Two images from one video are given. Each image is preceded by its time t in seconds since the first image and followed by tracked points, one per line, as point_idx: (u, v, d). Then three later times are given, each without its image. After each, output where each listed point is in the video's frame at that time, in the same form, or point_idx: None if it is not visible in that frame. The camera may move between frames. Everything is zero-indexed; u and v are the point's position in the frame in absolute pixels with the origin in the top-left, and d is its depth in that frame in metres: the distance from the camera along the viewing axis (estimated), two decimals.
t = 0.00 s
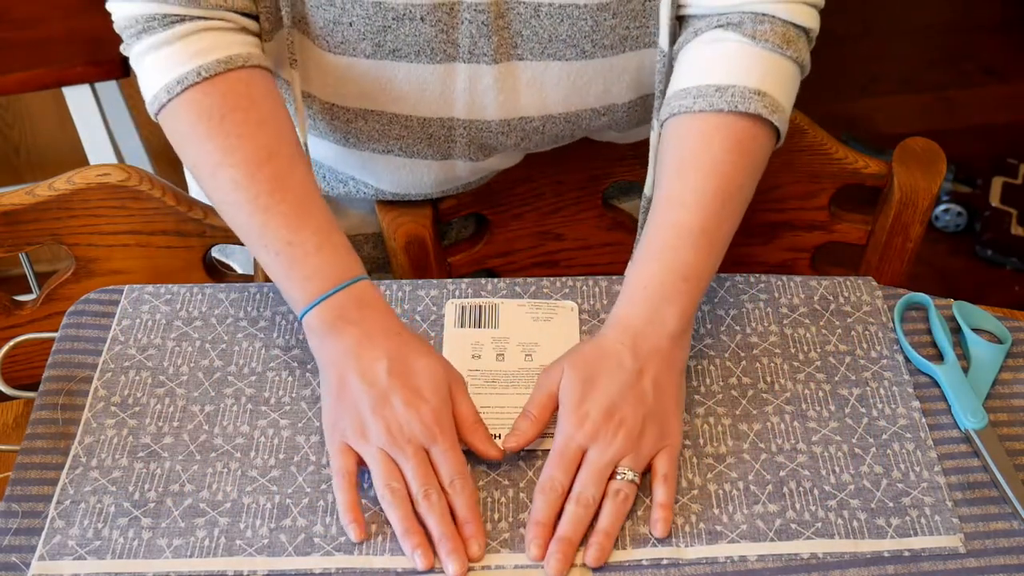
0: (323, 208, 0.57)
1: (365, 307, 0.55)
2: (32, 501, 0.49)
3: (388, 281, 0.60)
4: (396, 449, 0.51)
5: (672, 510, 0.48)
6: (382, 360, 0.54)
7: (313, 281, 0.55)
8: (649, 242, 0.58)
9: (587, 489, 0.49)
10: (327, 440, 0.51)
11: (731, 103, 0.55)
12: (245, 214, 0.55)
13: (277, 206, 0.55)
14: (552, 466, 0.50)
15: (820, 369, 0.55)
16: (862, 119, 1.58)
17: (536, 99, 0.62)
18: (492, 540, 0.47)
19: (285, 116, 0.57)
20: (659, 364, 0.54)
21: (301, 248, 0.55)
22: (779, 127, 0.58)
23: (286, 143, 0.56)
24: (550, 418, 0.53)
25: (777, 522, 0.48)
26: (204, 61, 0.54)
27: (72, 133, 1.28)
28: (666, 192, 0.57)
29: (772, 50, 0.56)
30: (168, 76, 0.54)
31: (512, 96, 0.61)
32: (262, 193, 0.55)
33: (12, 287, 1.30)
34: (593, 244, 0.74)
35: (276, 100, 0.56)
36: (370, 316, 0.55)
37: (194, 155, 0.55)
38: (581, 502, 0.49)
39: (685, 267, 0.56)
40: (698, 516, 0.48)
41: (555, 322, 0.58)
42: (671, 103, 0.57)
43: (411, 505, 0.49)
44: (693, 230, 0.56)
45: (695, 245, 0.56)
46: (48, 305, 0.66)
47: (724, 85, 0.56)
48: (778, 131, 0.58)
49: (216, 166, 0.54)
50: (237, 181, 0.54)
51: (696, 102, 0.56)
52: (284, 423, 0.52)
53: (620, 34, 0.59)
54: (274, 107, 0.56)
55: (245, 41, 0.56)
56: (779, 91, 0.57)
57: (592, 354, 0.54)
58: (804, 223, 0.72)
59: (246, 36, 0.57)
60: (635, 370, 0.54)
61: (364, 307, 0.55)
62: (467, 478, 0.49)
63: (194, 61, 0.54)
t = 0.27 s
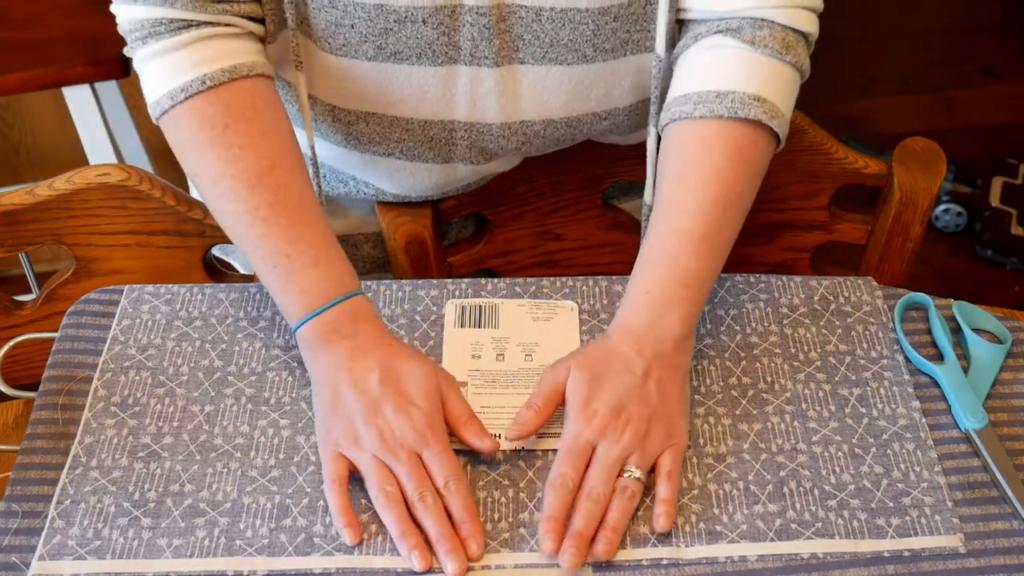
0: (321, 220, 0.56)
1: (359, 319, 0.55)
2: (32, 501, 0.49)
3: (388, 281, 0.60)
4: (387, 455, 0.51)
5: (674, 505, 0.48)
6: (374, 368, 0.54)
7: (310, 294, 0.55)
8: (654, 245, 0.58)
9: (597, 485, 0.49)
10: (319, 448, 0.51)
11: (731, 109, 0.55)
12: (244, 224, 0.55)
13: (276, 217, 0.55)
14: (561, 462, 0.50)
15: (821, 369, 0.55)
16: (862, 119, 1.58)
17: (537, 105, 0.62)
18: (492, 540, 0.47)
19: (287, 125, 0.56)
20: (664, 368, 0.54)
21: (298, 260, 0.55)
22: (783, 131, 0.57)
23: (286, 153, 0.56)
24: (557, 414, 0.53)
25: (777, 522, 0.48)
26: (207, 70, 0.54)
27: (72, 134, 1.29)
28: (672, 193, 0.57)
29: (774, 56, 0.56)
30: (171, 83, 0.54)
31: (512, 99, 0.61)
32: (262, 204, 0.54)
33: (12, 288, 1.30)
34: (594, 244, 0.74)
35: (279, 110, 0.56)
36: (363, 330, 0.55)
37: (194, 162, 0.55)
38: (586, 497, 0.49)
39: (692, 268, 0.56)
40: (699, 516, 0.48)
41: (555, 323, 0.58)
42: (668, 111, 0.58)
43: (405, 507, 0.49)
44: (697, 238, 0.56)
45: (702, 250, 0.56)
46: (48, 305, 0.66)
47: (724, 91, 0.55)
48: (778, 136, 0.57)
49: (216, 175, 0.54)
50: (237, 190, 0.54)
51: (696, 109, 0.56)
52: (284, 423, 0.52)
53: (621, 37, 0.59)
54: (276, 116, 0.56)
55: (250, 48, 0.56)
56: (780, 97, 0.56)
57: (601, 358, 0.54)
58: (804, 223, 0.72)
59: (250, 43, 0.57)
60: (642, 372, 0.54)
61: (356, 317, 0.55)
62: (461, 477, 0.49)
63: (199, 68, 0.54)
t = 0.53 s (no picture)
0: (323, 232, 0.56)
1: (358, 325, 0.54)
2: (32, 501, 0.49)
3: (388, 281, 0.60)
4: (387, 458, 0.50)
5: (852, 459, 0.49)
6: (372, 373, 0.53)
7: (310, 305, 0.54)
8: (730, 239, 0.56)
9: (767, 462, 0.48)
10: (318, 452, 0.50)
11: (791, 92, 0.55)
12: (245, 235, 0.54)
13: (278, 228, 0.54)
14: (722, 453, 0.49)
15: (821, 370, 0.55)
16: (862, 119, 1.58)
17: (540, 103, 0.62)
18: (493, 540, 0.47)
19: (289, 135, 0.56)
20: (773, 343, 0.53)
21: (299, 271, 0.54)
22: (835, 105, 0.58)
23: (288, 163, 0.55)
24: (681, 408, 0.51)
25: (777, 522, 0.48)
26: (210, 78, 0.53)
27: (72, 134, 1.29)
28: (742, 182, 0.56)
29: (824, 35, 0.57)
30: (173, 90, 0.53)
31: (516, 98, 0.61)
32: (265, 213, 0.54)
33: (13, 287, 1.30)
34: (594, 244, 0.74)
35: (279, 118, 0.56)
36: (362, 338, 0.54)
37: (195, 171, 0.54)
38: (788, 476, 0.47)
39: (777, 245, 0.55)
40: (699, 516, 0.48)
41: (555, 323, 0.58)
42: (724, 100, 0.58)
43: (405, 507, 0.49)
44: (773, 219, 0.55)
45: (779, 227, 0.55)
46: (48, 305, 0.66)
47: (780, 74, 0.56)
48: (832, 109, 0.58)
49: (216, 185, 0.53)
50: (237, 199, 0.54)
51: (755, 94, 0.56)
52: (284, 423, 0.52)
53: (622, 34, 0.60)
54: (279, 126, 0.55)
55: (252, 56, 0.55)
56: (831, 74, 0.57)
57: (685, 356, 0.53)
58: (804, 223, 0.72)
59: (251, 50, 0.56)
60: (758, 350, 0.52)
61: (357, 321, 0.54)
62: (461, 477, 0.49)
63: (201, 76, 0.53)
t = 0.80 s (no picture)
0: (325, 234, 0.56)
1: (360, 326, 0.54)
2: (32, 501, 0.49)
3: (388, 282, 0.60)
4: (387, 458, 0.50)
5: (937, 455, 0.51)
6: (373, 374, 0.53)
7: (313, 306, 0.54)
8: (786, 238, 0.57)
9: (862, 461, 0.50)
10: (318, 452, 0.50)
11: (837, 84, 0.55)
12: (248, 236, 0.53)
13: (282, 229, 0.54)
14: (812, 454, 0.50)
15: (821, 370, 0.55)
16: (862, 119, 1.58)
17: (545, 96, 0.62)
18: (493, 540, 0.47)
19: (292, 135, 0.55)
20: (842, 340, 0.55)
21: (302, 272, 0.54)
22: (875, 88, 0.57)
23: (292, 164, 0.54)
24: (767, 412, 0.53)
25: (777, 522, 0.48)
26: (216, 77, 0.52)
27: (72, 134, 1.30)
28: (793, 182, 0.57)
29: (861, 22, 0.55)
30: (177, 89, 0.52)
31: (521, 92, 0.61)
32: (269, 214, 0.53)
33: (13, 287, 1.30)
34: (594, 244, 0.74)
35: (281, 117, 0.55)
36: (363, 339, 0.54)
37: (197, 171, 0.53)
38: (871, 476, 0.49)
39: (840, 245, 0.56)
40: (699, 516, 0.48)
41: (555, 323, 0.58)
42: (767, 96, 0.57)
43: (405, 507, 0.49)
44: (826, 216, 0.56)
45: (834, 227, 0.56)
46: (48, 305, 0.66)
47: (824, 67, 0.55)
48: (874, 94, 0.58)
49: (220, 185, 0.53)
50: (241, 201, 0.53)
51: (801, 91, 0.56)
52: (284, 423, 0.52)
53: (630, 25, 0.60)
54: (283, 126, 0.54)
55: (256, 53, 0.54)
56: (872, 61, 0.56)
57: (760, 358, 0.54)
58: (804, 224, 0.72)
59: (256, 47, 0.54)
60: (829, 351, 0.54)
61: (359, 322, 0.54)
62: (460, 477, 0.49)
63: (207, 74, 0.52)
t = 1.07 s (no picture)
0: (331, 233, 0.55)
1: (362, 326, 0.54)
2: (32, 501, 0.49)
3: (388, 282, 0.60)
4: (387, 458, 0.50)
5: (939, 456, 0.51)
6: (374, 374, 0.53)
7: (317, 306, 0.54)
8: (785, 243, 0.57)
9: (864, 462, 0.50)
10: (318, 452, 0.50)
11: (834, 84, 0.53)
12: (255, 233, 0.53)
13: (288, 227, 0.53)
14: (817, 456, 0.50)
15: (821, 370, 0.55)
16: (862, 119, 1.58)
17: (542, 85, 0.62)
18: (493, 540, 0.47)
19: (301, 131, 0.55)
20: (843, 343, 0.55)
21: (306, 272, 0.54)
22: (877, 87, 0.56)
23: (300, 161, 0.54)
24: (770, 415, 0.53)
25: (777, 523, 0.48)
26: (230, 69, 0.51)
27: (71, 133, 1.30)
28: (789, 188, 0.56)
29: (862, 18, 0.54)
30: (190, 79, 0.51)
31: (518, 81, 0.62)
32: (276, 211, 0.53)
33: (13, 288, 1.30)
34: (594, 244, 0.74)
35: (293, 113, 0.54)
36: (365, 339, 0.54)
37: (206, 163, 0.53)
38: (874, 478, 0.49)
39: (837, 248, 0.56)
40: (698, 516, 0.48)
41: (555, 323, 0.58)
42: (764, 94, 0.56)
43: (405, 507, 0.49)
44: (824, 221, 0.56)
45: (833, 230, 0.56)
46: (48, 305, 0.66)
47: (821, 66, 0.54)
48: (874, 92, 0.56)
49: (228, 180, 0.52)
50: (249, 197, 0.53)
51: (798, 91, 0.54)
52: (285, 423, 0.52)
53: (630, 14, 0.60)
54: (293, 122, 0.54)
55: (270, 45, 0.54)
56: (872, 58, 0.55)
57: (759, 362, 0.54)
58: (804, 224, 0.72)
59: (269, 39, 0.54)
60: (829, 352, 0.54)
61: (361, 322, 0.54)
62: (461, 478, 0.49)
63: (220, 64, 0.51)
